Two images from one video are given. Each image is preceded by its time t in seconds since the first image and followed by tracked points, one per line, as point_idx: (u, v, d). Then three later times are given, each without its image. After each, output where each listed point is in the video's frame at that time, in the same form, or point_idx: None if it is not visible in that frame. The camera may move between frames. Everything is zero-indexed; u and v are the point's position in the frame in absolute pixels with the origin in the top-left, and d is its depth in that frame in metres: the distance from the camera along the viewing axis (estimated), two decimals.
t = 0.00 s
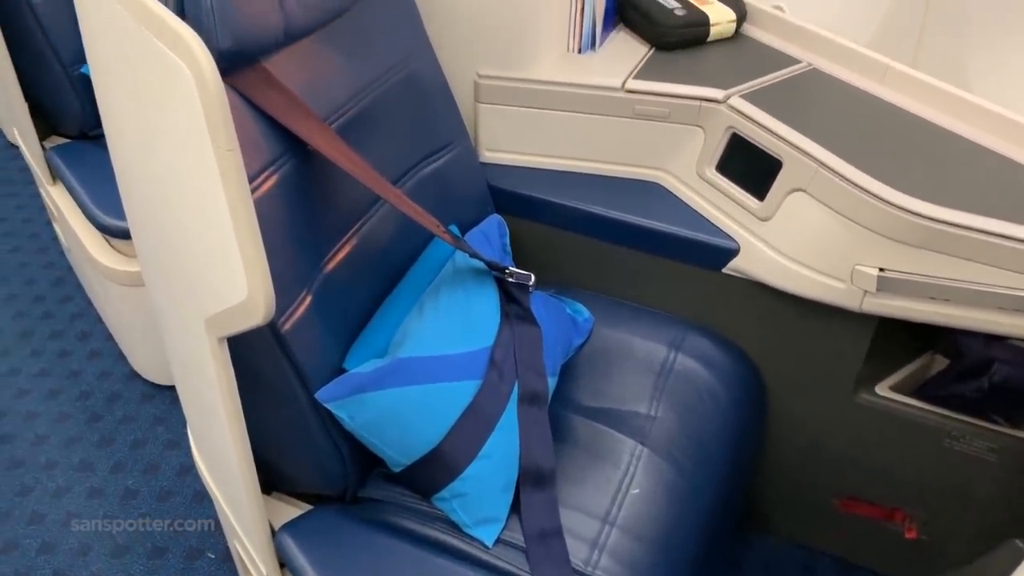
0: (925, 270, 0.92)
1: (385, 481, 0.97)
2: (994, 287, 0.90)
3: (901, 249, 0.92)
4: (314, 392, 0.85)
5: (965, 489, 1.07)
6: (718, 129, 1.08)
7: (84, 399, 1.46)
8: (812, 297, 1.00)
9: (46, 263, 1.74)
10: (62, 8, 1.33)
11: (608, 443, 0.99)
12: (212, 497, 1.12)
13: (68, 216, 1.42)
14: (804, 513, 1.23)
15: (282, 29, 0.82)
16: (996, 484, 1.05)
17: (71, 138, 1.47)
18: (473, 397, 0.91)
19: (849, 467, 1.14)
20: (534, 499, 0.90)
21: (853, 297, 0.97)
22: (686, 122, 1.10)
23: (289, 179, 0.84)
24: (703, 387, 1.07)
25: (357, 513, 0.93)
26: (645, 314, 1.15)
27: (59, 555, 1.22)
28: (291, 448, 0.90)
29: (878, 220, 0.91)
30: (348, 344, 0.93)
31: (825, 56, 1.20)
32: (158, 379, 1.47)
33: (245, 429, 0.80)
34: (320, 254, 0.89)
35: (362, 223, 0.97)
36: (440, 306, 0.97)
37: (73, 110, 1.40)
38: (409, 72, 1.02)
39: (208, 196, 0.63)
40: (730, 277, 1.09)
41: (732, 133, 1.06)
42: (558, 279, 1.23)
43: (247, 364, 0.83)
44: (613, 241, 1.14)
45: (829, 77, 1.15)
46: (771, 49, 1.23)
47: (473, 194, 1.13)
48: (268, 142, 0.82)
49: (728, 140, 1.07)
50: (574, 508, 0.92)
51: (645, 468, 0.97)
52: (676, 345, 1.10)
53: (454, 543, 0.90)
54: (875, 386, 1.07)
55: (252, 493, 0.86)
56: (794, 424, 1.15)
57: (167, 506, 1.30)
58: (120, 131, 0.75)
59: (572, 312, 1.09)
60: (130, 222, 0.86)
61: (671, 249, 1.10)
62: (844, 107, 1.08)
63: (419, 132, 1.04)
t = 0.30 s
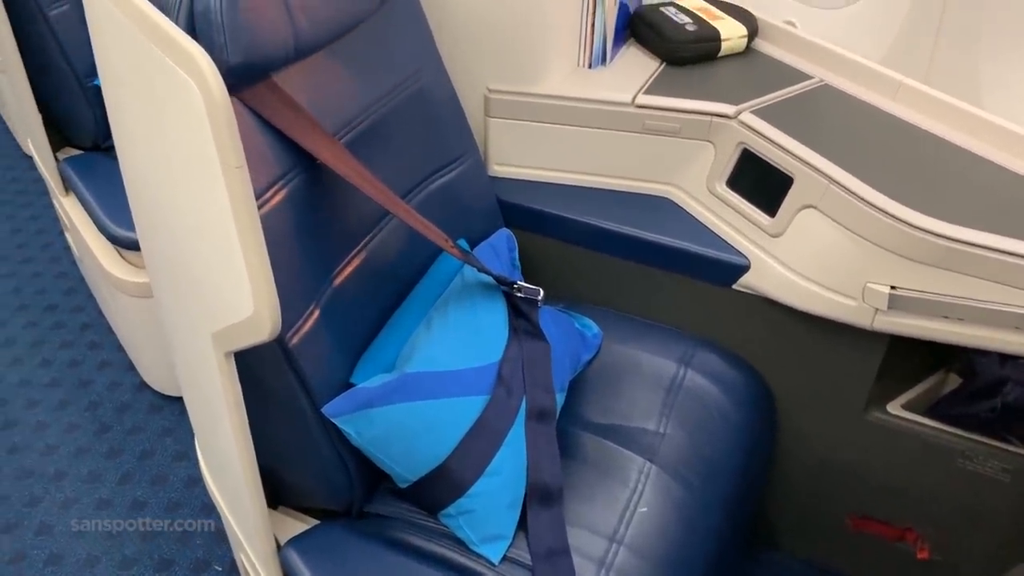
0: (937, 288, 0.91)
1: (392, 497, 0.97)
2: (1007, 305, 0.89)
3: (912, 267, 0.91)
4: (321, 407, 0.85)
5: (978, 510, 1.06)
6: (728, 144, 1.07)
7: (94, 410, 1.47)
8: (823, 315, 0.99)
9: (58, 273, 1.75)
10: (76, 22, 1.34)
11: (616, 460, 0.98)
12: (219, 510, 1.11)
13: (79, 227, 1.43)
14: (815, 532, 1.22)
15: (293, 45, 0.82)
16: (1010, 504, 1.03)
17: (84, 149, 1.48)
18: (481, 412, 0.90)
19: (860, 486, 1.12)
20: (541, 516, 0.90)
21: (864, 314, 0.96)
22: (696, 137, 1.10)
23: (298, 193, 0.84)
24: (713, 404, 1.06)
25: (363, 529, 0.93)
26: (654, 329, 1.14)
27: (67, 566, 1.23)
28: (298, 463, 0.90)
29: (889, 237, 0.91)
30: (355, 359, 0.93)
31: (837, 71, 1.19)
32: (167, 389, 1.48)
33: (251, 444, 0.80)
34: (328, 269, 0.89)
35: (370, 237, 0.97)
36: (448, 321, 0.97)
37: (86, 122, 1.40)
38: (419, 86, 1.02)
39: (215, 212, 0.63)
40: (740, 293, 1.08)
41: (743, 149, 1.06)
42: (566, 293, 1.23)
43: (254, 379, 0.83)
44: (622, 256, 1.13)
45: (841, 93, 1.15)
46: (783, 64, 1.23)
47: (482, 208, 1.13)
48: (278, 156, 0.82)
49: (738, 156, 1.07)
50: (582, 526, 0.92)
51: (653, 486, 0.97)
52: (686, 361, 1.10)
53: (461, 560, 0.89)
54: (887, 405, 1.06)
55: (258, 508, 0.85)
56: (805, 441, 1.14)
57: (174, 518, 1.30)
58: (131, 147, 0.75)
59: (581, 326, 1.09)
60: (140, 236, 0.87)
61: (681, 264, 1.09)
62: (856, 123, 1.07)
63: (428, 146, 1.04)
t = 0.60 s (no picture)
0: (947, 306, 0.90)
1: (397, 512, 0.96)
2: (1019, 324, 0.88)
3: (923, 285, 0.90)
4: (327, 422, 0.85)
5: (991, 530, 1.04)
6: (738, 160, 1.07)
7: (102, 421, 1.47)
8: (832, 332, 0.98)
9: (69, 283, 1.76)
10: (89, 34, 1.35)
11: (624, 478, 0.98)
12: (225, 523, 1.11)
13: (90, 238, 1.43)
14: (824, 552, 1.20)
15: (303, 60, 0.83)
16: None
17: (95, 160, 1.49)
18: (487, 428, 0.90)
19: (871, 506, 1.11)
20: (547, 534, 0.89)
21: (873, 332, 0.95)
22: (705, 153, 1.10)
23: (306, 208, 0.84)
24: (721, 421, 1.06)
25: (368, 545, 0.93)
26: (663, 345, 1.14)
27: None
28: (304, 478, 0.90)
29: (899, 254, 0.90)
30: (362, 373, 0.93)
31: (847, 87, 1.18)
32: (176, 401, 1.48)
33: (256, 458, 0.80)
34: (335, 283, 0.89)
35: (378, 251, 0.97)
36: (455, 336, 0.97)
37: (97, 133, 1.41)
38: (427, 101, 1.02)
39: (221, 228, 0.63)
40: (750, 310, 1.08)
41: (752, 164, 1.05)
42: (575, 308, 1.22)
43: (260, 393, 0.83)
44: (630, 271, 1.13)
45: (851, 109, 1.14)
46: (792, 79, 1.23)
47: (490, 222, 1.13)
48: (286, 171, 0.82)
49: (748, 172, 1.06)
50: (588, 544, 0.91)
51: (661, 504, 0.96)
52: (694, 378, 1.09)
53: None
54: (897, 423, 1.05)
55: (263, 523, 0.85)
56: (815, 459, 1.13)
57: (181, 530, 1.30)
58: (139, 162, 0.75)
59: (589, 341, 1.08)
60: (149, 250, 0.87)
61: (689, 280, 1.09)
62: (866, 139, 1.06)
63: (436, 161, 1.04)
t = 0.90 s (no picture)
0: (960, 325, 0.89)
1: (404, 528, 0.96)
2: None
3: (935, 304, 0.89)
4: (334, 438, 0.85)
5: (1008, 553, 1.02)
6: (749, 176, 1.06)
7: (113, 432, 1.48)
8: (843, 350, 0.97)
9: (82, 295, 1.78)
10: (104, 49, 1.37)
11: (632, 496, 0.97)
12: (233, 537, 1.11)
13: (103, 250, 1.44)
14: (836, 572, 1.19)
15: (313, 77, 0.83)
16: None
17: (109, 173, 1.50)
18: (494, 445, 0.90)
19: (884, 527, 1.09)
20: (555, 552, 0.88)
21: (885, 350, 0.94)
22: (716, 169, 1.09)
23: (316, 224, 0.85)
24: (731, 439, 1.05)
25: (374, 562, 0.92)
26: (673, 361, 1.13)
27: None
28: (311, 494, 0.89)
29: (911, 273, 0.89)
30: (370, 389, 0.93)
31: (859, 104, 1.18)
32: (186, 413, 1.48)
33: (263, 474, 0.80)
34: (343, 299, 0.89)
35: (387, 267, 0.97)
36: (464, 352, 0.97)
37: (111, 147, 1.42)
38: (437, 117, 1.02)
39: (228, 245, 0.63)
40: (761, 327, 1.07)
41: (763, 181, 1.05)
42: (584, 323, 1.22)
43: (268, 409, 0.83)
44: (640, 287, 1.12)
45: (863, 126, 1.14)
46: (804, 95, 1.22)
47: (500, 238, 1.13)
48: (296, 187, 0.83)
49: (759, 188, 1.06)
50: (596, 562, 0.90)
51: (669, 522, 0.95)
52: (704, 396, 1.08)
53: None
54: (909, 442, 1.04)
55: (270, 538, 0.85)
56: (826, 479, 1.12)
57: (189, 543, 1.30)
58: (150, 177, 0.76)
59: (599, 357, 1.08)
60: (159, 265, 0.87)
61: (700, 297, 1.08)
62: (879, 157, 1.06)
63: (446, 177, 1.04)
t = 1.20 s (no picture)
0: (975, 344, 0.88)
1: (410, 545, 0.95)
2: None
3: (949, 322, 0.88)
4: (342, 453, 0.84)
5: None
6: (761, 192, 1.06)
7: (124, 444, 1.48)
8: (856, 368, 0.96)
9: (94, 306, 1.79)
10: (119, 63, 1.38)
11: (642, 514, 0.96)
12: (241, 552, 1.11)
13: (115, 262, 1.45)
14: None
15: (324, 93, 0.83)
16: None
17: (122, 186, 1.51)
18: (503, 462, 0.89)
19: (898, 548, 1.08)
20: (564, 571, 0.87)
21: (898, 369, 0.93)
22: (728, 185, 1.09)
23: (326, 239, 0.85)
24: (743, 457, 1.04)
25: None
26: (683, 378, 1.12)
27: None
28: (319, 510, 0.89)
29: (925, 291, 0.88)
30: (379, 405, 0.92)
31: (871, 120, 1.17)
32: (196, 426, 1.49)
33: (271, 489, 0.80)
34: (352, 314, 0.89)
35: (397, 282, 0.97)
36: (473, 367, 0.97)
37: (125, 160, 1.44)
38: (448, 132, 1.02)
39: (238, 261, 0.63)
40: (773, 344, 1.06)
41: (775, 198, 1.04)
42: (594, 339, 1.21)
43: (276, 424, 0.82)
44: (651, 303, 1.12)
45: (876, 142, 1.13)
46: (816, 111, 1.22)
47: (511, 253, 1.13)
48: (306, 202, 0.83)
49: (771, 205, 1.05)
50: None
51: (680, 541, 0.94)
52: (716, 413, 1.07)
53: None
54: (924, 462, 1.03)
55: (278, 554, 0.85)
56: (839, 498, 1.10)
57: (197, 556, 1.30)
58: (160, 193, 0.76)
59: (609, 374, 1.07)
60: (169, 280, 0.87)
61: (711, 314, 1.07)
62: (892, 173, 1.05)
63: (457, 192, 1.04)
